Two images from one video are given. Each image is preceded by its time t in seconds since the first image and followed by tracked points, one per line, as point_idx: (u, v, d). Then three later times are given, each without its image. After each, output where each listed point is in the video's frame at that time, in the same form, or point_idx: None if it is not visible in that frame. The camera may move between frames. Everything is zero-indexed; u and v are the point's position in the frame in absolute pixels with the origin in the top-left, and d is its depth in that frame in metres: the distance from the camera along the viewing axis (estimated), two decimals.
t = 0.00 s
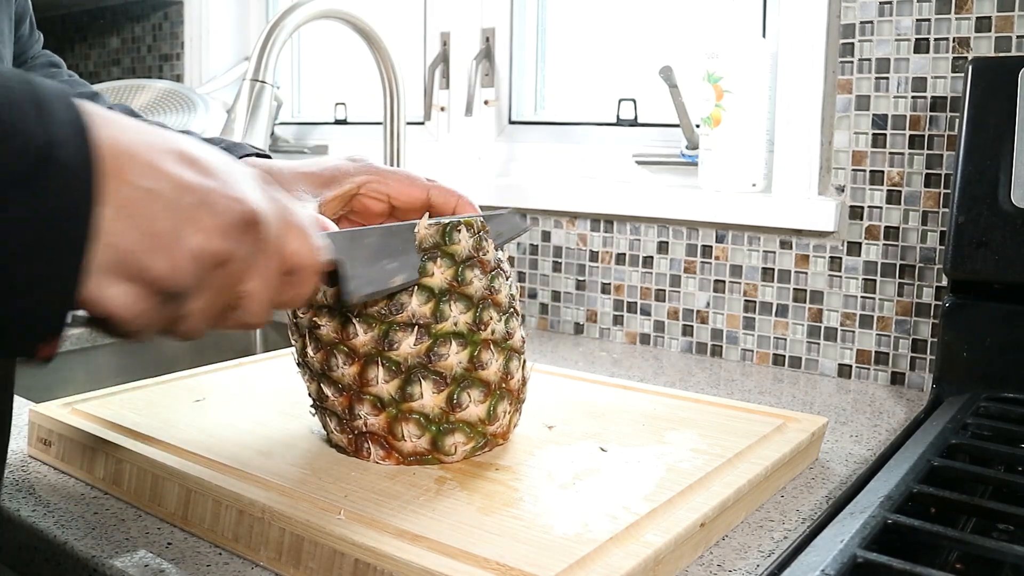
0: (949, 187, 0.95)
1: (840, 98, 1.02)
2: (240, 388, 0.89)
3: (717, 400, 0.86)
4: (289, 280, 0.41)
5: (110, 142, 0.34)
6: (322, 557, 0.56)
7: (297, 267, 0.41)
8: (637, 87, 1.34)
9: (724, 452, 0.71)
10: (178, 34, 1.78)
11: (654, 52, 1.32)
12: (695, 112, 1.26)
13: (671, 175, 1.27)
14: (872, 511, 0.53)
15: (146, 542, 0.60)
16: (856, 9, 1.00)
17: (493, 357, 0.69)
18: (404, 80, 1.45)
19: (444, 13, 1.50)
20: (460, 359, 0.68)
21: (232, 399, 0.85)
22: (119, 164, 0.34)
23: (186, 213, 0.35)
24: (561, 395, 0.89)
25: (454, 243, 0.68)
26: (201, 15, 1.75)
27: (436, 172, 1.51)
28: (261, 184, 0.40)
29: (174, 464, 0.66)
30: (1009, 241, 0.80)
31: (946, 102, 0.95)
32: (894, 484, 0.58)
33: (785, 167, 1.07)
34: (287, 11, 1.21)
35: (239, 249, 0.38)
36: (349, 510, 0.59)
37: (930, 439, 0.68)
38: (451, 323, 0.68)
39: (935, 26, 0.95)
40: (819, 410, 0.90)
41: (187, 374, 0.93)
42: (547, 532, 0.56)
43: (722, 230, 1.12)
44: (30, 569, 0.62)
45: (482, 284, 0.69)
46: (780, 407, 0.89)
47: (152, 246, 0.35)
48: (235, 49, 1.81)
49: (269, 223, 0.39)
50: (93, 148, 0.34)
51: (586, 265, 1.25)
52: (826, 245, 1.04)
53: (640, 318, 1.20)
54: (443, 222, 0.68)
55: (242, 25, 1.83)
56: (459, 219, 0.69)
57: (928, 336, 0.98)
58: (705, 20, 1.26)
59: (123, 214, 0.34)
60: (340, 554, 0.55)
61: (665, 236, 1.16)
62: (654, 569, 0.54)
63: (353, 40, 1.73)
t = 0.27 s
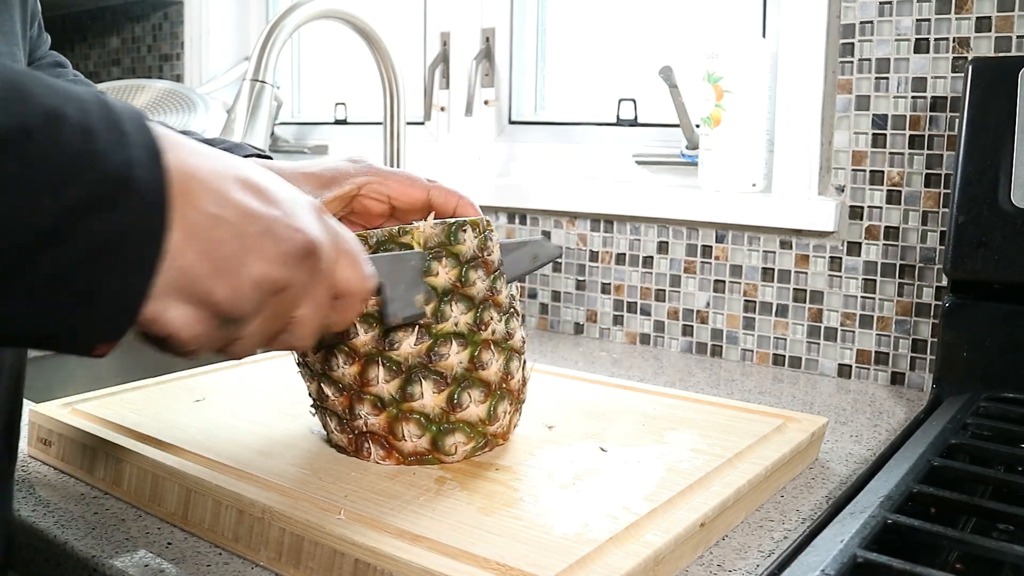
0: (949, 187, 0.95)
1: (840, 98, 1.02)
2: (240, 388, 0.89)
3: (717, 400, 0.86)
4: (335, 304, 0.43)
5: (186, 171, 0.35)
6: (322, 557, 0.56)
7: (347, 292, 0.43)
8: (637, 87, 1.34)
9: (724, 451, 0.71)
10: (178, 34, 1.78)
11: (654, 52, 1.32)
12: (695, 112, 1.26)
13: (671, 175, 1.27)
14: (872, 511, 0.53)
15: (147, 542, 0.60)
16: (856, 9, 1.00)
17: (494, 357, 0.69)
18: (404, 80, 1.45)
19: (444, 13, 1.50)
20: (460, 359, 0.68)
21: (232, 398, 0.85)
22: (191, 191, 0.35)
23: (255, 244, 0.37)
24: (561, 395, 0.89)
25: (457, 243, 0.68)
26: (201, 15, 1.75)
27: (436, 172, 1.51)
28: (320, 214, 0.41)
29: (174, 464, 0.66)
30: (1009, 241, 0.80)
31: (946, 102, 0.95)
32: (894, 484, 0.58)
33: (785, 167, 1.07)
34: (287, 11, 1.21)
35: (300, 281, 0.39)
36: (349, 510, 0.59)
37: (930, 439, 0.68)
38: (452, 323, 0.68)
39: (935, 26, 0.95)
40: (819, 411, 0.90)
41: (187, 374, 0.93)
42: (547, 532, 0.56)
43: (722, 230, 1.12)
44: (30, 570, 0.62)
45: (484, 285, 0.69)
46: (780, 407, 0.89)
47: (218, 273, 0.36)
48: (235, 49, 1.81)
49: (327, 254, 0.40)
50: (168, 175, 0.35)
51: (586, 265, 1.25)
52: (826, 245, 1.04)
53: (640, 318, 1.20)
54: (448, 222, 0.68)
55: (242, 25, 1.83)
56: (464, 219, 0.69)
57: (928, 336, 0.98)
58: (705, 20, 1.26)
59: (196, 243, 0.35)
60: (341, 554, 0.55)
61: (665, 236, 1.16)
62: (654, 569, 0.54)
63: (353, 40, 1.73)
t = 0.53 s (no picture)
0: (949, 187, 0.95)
1: (839, 98, 1.02)
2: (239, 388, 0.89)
3: (716, 400, 0.86)
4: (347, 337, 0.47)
5: (220, 211, 0.38)
6: (323, 557, 0.56)
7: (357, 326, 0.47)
8: (637, 88, 1.34)
9: (724, 451, 0.71)
10: (178, 34, 1.78)
11: (654, 52, 1.32)
12: (695, 112, 1.26)
13: (671, 175, 1.27)
14: (872, 511, 0.53)
15: (146, 542, 0.60)
16: (856, 9, 1.00)
17: (495, 357, 0.69)
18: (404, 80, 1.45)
19: (444, 13, 1.50)
20: (460, 359, 0.68)
21: (231, 398, 0.85)
22: (224, 229, 0.38)
23: (280, 283, 0.39)
24: (562, 395, 0.89)
25: (463, 243, 0.68)
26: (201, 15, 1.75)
27: (436, 172, 1.51)
28: (342, 252, 0.44)
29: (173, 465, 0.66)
30: (1009, 242, 0.80)
31: (946, 102, 0.95)
32: (894, 484, 0.58)
33: (785, 167, 1.07)
34: (287, 11, 1.21)
35: (320, 320, 0.42)
36: (349, 510, 0.59)
37: (930, 439, 0.68)
38: (455, 324, 0.68)
39: (935, 26, 0.95)
40: (819, 411, 0.90)
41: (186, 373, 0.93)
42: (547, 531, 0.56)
43: (722, 230, 1.12)
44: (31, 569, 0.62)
45: (488, 285, 0.69)
46: (780, 408, 0.89)
47: (245, 312, 0.39)
48: (235, 49, 1.81)
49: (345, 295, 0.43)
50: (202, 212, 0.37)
51: (586, 265, 1.25)
52: (826, 245, 1.04)
53: (640, 318, 1.20)
54: (454, 222, 0.68)
55: (242, 25, 1.83)
56: (471, 219, 0.69)
57: (928, 336, 0.98)
58: (705, 20, 1.26)
59: (227, 283, 0.38)
60: (341, 554, 0.55)
61: (665, 236, 1.16)
62: (654, 569, 0.54)
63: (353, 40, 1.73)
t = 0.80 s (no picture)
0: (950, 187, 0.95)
1: (840, 98, 1.02)
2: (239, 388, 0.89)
3: (717, 400, 0.86)
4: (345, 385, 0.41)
5: (209, 237, 0.33)
6: (322, 557, 0.56)
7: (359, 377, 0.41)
8: (637, 87, 1.34)
9: (724, 452, 0.71)
10: (178, 34, 1.78)
11: (654, 52, 1.32)
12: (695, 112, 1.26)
13: (671, 175, 1.27)
14: (872, 511, 0.53)
15: (146, 542, 0.60)
16: (856, 9, 1.00)
17: (495, 359, 0.69)
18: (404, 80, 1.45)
19: (444, 13, 1.50)
20: (462, 360, 0.68)
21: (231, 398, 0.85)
22: (216, 260, 0.33)
23: (270, 321, 0.34)
24: (563, 395, 0.89)
25: (469, 244, 0.68)
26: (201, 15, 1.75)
27: (436, 172, 1.51)
28: (343, 293, 0.38)
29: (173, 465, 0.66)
30: (1009, 241, 0.80)
31: (947, 102, 0.95)
32: (894, 484, 0.58)
33: (785, 167, 1.07)
34: (286, 11, 1.21)
35: (313, 364, 0.37)
36: (349, 510, 0.59)
37: (931, 439, 0.68)
38: (458, 324, 0.68)
39: (935, 26, 0.95)
40: (819, 411, 0.90)
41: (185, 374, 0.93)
42: (546, 531, 0.56)
43: (722, 230, 1.11)
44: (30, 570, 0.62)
45: (493, 287, 0.69)
46: (780, 408, 0.89)
47: (235, 352, 0.34)
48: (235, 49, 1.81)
49: (344, 338, 0.38)
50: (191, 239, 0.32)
51: (586, 265, 1.25)
52: (826, 245, 1.04)
53: (640, 318, 1.20)
54: (461, 222, 0.68)
55: (242, 25, 1.83)
56: (478, 219, 0.69)
57: (929, 336, 0.98)
58: (705, 19, 1.26)
59: (211, 318, 0.33)
60: (341, 554, 0.55)
61: (665, 236, 1.16)
62: (654, 569, 0.53)
63: (353, 40, 1.73)
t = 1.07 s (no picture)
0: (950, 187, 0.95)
1: (840, 98, 1.02)
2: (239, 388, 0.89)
3: (717, 400, 0.86)
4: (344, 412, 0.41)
5: (207, 261, 0.33)
6: (322, 557, 0.56)
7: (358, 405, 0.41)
8: (637, 87, 1.34)
9: (724, 452, 0.71)
10: (178, 34, 1.78)
11: (654, 52, 1.32)
12: (695, 112, 1.26)
13: (671, 175, 1.27)
14: (872, 511, 0.53)
15: (146, 542, 0.60)
16: (856, 9, 1.00)
17: (497, 360, 0.69)
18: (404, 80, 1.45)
19: (444, 13, 1.50)
20: (464, 361, 0.68)
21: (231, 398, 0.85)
22: (202, 284, 0.33)
23: (261, 352, 0.35)
24: (563, 395, 0.89)
25: (472, 244, 0.68)
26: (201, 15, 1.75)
27: (436, 172, 1.51)
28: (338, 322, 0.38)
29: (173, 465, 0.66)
30: (1010, 242, 0.80)
31: (947, 102, 0.95)
32: (894, 484, 0.58)
33: (785, 167, 1.07)
34: (286, 11, 1.21)
35: (301, 393, 0.37)
36: (349, 510, 0.59)
37: (931, 439, 0.68)
38: (460, 325, 0.68)
39: (935, 26, 0.95)
40: (819, 411, 0.90)
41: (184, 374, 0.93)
42: (546, 531, 0.56)
43: (722, 230, 1.11)
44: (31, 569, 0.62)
45: (495, 288, 0.69)
46: (780, 408, 0.89)
47: (221, 377, 0.34)
48: (235, 49, 1.81)
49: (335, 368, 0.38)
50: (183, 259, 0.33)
51: (586, 265, 1.24)
52: (826, 245, 1.04)
53: (640, 318, 1.20)
54: (462, 222, 0.68)
55: (242, 25, 1.83)
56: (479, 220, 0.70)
57: (929, 336, 0.98)
58: (705, 19, 1.26)
59: (204, 347, 0.33)
60: (341, 554, 0.55)
61: (665, 236, 1.16)
62: (654, 569, 0.53)
63: (353, 40, 1.73)
